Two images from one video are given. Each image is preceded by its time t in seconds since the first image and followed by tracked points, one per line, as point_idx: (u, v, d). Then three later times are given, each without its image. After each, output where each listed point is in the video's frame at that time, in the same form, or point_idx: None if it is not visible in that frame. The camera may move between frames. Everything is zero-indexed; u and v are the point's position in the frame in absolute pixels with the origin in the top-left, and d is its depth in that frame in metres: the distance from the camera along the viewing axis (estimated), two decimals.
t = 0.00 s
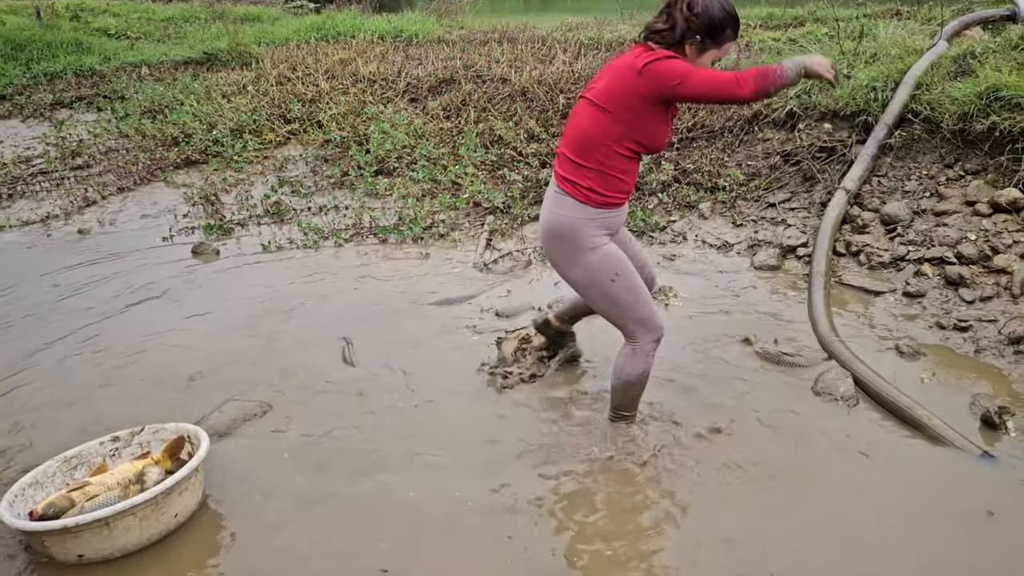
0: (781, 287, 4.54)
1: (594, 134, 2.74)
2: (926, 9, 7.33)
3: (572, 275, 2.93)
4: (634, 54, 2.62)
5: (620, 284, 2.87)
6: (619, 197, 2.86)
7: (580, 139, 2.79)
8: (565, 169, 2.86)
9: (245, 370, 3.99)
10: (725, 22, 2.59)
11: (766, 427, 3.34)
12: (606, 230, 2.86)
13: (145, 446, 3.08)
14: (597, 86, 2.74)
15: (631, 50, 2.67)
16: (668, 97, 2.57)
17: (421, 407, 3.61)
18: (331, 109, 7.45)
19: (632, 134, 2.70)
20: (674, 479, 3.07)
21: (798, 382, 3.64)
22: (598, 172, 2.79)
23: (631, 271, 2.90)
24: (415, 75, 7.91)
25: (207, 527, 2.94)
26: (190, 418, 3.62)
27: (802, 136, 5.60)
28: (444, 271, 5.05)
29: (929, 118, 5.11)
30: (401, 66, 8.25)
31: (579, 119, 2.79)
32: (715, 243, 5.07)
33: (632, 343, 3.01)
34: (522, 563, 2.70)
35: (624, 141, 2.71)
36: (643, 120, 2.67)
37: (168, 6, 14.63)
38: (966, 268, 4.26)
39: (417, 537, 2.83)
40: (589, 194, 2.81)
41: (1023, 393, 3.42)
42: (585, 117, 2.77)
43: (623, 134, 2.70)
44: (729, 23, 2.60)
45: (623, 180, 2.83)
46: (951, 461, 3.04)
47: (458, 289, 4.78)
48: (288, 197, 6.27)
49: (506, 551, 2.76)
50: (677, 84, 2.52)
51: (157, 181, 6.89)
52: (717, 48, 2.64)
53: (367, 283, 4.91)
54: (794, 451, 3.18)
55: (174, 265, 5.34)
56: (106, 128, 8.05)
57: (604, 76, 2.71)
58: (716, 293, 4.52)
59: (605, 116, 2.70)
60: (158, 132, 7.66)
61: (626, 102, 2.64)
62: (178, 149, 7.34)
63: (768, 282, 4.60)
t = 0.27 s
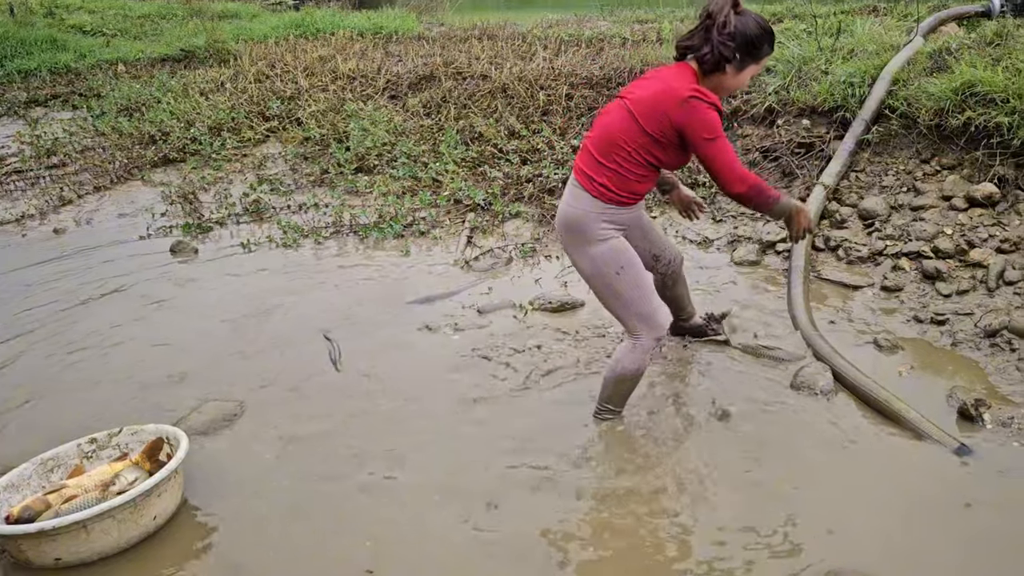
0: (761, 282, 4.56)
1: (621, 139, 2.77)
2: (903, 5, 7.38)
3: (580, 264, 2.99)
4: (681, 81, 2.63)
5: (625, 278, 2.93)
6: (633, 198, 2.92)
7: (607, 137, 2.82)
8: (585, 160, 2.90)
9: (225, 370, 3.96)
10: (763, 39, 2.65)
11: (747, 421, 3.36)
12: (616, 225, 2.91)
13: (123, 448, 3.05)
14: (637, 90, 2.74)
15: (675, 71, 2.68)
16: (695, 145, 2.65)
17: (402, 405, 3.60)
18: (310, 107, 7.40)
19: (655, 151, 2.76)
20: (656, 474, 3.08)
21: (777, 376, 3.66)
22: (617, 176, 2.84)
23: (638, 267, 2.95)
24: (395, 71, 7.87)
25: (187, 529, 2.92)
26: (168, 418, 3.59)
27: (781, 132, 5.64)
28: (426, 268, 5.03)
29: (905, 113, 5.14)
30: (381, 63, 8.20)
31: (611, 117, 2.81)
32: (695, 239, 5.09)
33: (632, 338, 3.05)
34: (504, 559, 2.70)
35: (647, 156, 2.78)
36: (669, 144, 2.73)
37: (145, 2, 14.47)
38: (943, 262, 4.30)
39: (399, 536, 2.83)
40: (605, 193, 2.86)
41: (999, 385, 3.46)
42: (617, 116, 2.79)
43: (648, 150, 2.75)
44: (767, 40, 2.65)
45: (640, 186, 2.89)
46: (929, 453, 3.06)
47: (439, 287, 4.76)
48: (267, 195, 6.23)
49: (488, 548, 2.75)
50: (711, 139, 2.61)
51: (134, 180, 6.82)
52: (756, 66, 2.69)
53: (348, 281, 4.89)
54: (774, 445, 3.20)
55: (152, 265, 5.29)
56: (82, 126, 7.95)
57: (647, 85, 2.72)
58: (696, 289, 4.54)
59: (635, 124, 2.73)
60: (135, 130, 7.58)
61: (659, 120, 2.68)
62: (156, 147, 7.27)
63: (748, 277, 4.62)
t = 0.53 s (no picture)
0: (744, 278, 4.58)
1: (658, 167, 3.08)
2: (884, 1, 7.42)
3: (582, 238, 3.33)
4: (727, 153, 2.93)
5: (612, 249, 3.20)
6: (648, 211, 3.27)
7: (648, 154, 3.12)
8: (622, 159, 3.19)
9: (207, 370, 3.93)
10: (806, 117, 2.92)
11: (731, 417, 3.37)
12: (617, 205, 3.22)
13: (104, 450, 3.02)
14: (692, 136, 3.01)
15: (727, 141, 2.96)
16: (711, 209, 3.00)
17: (386, 403, 3.59)
18: (292, 104, 7.35)
19: (677, 190, 3.11)
20: (640, 469, 3.09)
21: (760, 370, 3.67)
22: (639, 188, 3.18)
23: (628, 245, 3.20)
24: (378, 69, 7.83)
25: (169, 531, 2.89)
26: (149, 419, 3.56)
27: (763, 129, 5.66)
28: (409, 266, 5.01)
29: (886, 109, 5.17)
30: (364, 60, 8.16)
31: (658, 143, 3.08)
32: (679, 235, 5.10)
33: (616, 309, 3.26)
34: (488, 556, 2.69)
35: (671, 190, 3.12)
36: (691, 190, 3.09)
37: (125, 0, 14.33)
38: (924, 257, 4.33)
39: (382, 535, 2.81)
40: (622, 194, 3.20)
41: (979, 379, 3.49)
42: (663, 144, 3.07)
43: (673, 186, 3.10)
44: (809, 118, 2.93)
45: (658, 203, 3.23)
46: (911, 446, 3.08)
47: (423, 284, 4.75)
48: (249, 193, 6.19)
49: (473, 545, 2.75)
50: (728, 212, 2.96)
51: (115, 179, 6.76)
52: (797, 142, 2.96)
53: (331, 280, 4.86)
54: (757, 440, 3.21)
55: (133, 264, 5.24)
56: (61, 125, 7.87)
57: (700, 138, 2.99)
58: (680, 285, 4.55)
59: (675, 159, 3.04)
60: (115, 128, 7.50)
61: (692, 172, 3.00)
62: (136, 145, 7.20)
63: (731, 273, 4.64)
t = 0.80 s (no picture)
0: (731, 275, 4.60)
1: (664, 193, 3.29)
2: None
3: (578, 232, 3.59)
4: (728, 201, 3.15)
5: (604, 237, 3.45)
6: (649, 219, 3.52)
7: (656, 177, 3.31)
8: (633, 169, 3.37)
9: (193, 370, 3.91)
10: (803, 173, 3.11)
11: (717, 414, 3.38)
12: (608, 201, 3.46)
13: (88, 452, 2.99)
14: (702, 173, 3.19)
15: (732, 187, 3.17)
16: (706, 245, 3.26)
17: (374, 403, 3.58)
18: (278, 103, 7.31)
19: (675, 218, 3.35)
20: (628, 467, 3.09)
21: (747, 367, 3.68)
22: (642, 203, 3.41)
23: (620, 234, 3.45)
24: (364, 67, 7.80)
25: (155, 533, 2.87)
26: (134, 420, 3.53)
27: (750, 126, 5.69)
28: (396, 265, 5.00)
29: (871, 106, 5.20)
30: (350, 59, 8.13)
31: (669, 171, 3.26)
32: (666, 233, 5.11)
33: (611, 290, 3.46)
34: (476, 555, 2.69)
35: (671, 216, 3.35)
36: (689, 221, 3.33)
37: None
38: (909, 254, 4.35)
39: (370, 534, 2.80)
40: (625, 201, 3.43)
41: (964, 375, 3.51)
42: (673, 172, 3.26)
43: (674, 214, 3.33)
44: (806, 175, 3.13)
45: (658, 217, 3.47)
46: (896, 442, 3.10)
47: (409, 284, 4.73)
48: (235, 193, 6.15)
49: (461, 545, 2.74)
50: (719, 253, 3.22)
51: (98, 178, 6.71)
52: (793, 194, 3.16)
53: (318, 280, 4.84)
54: (744, 437, 3.22)
55: (118, 265, 5.20)
56: (43, 124, 7.80)
57: (708, 178, 3.18)
58: (667, 282, 4.56)
59: (679, 193, 3.24)
60: (98, 128, 7.45)
61: (694, 209, 3.23)
62: (120, 144, 7.15)
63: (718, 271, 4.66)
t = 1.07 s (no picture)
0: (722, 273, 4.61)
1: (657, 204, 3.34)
2: None
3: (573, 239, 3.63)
4: (717, 214, 3.19)
5: (596, 240, 3.48)
6: (642, 229, 3.56)
7: (649, 188, 3.36)
8: (626, 180, 3.43)
9: (182, 371, 3.89)
10: (789, 189, 3.11)
11: (708, 412, 3.39)
12: (601, 209, 3.51)
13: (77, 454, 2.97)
14: (693, 186, 3.24)
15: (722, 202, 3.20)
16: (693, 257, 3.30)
17: (364, 403, 3.57)
18: (267, 102, 7.29)
19: (667, 230, 3.40)
20: (619, 465, 3.09)
21: (737, 365, 3.69)
22: (635, 213, 3.46)
23: (613, 237, 3.48)
24: (353, 67, 7.78)
25: (143, 535, 2.86)
26: (123, 422, 3.52)
27: (739, 125, 5.70)
28: (386, 265, 4.99)
29: (859, 105, 5.22)
30: (339, 58, 8.11)
31: (661, 183, 3.32)
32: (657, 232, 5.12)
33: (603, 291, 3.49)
34: (467, 555, 2.69)
35: (663, 229, 3.40)
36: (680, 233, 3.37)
37: None
38: (897, 251, 4.37)
39: (360, 534, 2.80)
40: (619, 211, 3.49)
41: (952, 372, 3.53)
42: (665, 184, 3.31)
43: (665, 226, 3.38)
44: (793, 191, 3.12)
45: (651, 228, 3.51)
46: (885, 439, 3.12)
47: (399, 283, 4.73)
48: (224, 192, 6.13)
49: (452, 544, 2.74)
50: (706, 265, 3.26)
51: (86, 179, 6.67)
52: (779, 210, 3.16)
53: (307, 280, 4.83)
54: (734, 435, 3.23)
55: (106, 266, 5.18)
56: (30, 125, 7.75)
57: (699, 192, 3.22)
58: (657, 281, 4.57)
59: (671, 205, 3.29)
60: (86, 128, 7.41)
61: (684, 221, 3.27)
62: (108, 144, 7.11)
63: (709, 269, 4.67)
